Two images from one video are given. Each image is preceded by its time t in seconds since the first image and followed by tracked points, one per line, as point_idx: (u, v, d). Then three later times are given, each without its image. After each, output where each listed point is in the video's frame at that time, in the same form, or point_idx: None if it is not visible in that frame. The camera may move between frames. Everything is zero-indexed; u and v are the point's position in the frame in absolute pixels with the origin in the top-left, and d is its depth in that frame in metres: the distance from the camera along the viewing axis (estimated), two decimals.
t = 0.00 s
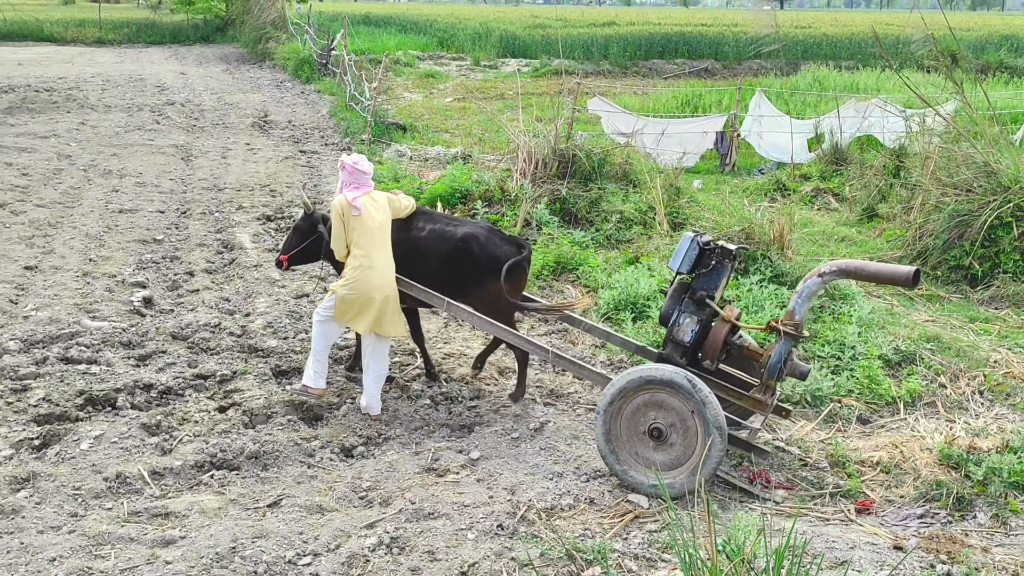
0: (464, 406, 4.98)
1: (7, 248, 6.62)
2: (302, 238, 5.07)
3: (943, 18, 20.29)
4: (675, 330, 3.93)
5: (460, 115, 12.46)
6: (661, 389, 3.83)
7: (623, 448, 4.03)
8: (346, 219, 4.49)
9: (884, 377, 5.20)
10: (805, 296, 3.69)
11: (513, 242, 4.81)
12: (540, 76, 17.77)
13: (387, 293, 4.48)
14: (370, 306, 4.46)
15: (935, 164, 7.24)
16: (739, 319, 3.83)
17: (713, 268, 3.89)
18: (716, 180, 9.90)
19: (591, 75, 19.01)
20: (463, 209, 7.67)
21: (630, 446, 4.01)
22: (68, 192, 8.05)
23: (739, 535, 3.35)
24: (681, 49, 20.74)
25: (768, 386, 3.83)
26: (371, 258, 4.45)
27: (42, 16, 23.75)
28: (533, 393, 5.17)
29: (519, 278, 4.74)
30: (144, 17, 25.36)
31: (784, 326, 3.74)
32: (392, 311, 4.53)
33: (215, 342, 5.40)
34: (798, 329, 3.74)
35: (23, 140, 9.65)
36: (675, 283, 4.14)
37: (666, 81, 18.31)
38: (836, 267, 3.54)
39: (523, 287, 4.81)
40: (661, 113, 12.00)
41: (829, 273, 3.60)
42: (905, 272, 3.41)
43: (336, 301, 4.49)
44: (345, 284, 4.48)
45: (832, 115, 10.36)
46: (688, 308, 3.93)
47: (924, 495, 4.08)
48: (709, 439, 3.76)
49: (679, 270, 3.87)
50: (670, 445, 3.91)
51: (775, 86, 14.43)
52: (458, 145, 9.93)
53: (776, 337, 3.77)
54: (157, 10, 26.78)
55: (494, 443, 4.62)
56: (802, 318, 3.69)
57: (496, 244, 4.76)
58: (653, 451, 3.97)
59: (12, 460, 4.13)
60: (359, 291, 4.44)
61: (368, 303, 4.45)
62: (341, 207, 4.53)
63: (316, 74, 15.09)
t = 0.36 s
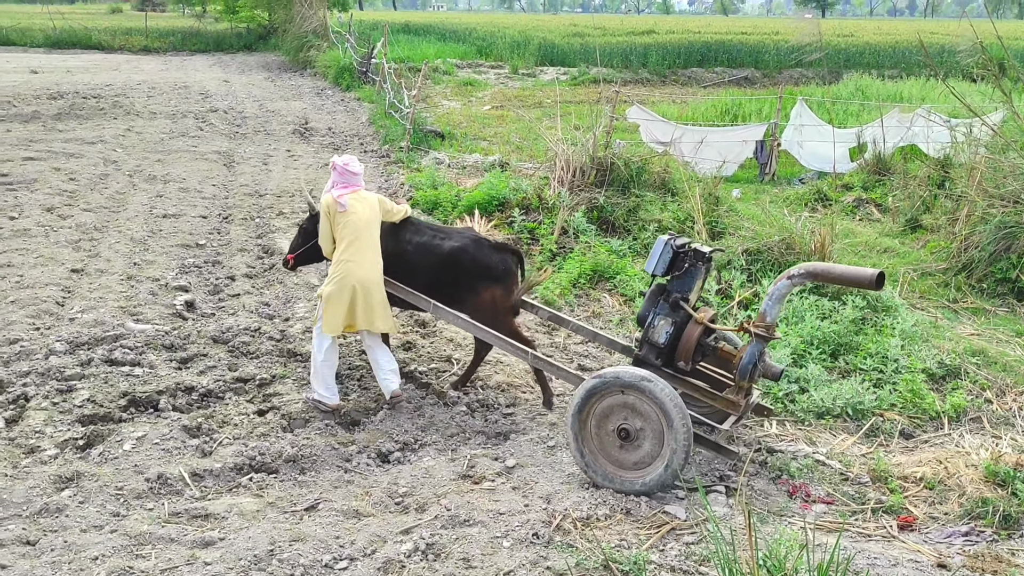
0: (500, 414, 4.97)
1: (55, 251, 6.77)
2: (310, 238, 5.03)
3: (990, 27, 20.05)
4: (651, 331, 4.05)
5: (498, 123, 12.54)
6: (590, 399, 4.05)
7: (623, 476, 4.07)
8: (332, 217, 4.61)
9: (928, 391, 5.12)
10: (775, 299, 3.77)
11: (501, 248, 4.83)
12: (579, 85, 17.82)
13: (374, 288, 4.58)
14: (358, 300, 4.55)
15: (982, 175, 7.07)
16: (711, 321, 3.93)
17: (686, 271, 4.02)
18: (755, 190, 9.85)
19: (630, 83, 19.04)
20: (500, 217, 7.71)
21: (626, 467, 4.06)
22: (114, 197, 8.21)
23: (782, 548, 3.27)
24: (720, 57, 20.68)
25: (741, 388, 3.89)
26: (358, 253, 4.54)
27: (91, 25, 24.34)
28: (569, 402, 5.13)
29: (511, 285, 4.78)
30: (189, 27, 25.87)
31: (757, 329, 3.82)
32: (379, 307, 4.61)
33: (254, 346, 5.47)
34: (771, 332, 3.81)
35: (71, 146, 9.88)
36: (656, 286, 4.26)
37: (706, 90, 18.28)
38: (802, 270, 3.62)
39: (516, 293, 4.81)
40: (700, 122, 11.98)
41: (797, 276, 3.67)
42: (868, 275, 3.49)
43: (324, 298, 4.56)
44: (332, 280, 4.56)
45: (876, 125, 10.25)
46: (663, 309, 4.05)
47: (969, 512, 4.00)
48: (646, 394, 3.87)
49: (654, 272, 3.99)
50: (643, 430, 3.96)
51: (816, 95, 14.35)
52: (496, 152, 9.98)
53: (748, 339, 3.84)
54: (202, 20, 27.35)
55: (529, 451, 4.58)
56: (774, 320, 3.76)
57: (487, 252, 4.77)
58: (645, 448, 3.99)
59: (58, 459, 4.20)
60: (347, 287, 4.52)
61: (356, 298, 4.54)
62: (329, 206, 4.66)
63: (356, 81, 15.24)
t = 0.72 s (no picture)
0: (521, 420, 4.94)
1: (83, 255, 6.86)
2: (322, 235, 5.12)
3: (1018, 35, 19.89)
4: (614, 330, 4.16)
5: (521, 129, 12.58)
6: (541, 439, 4.25)
7: (616, 456, 4.00)
8: (327, 218, 4.75)
9: (955, 403, 5.06)
10: (733, 300, 3.86)
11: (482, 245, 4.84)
12: (601, 91, 17.84)
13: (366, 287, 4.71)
14: (352, 298, 4.67)
15: (1009, 184, 7.00)
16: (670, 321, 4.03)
17: (647, 271, 4.09)
18: (779, 198, 9.81)
19: (654, 89, 19.06)
20: (523, 223, 7.74)
21: (611, 449, 4.02)
22: (141, 202, 8.31)
23: (806, 557, 3.22)
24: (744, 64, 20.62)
25: (701, 386, 4.02)
26: (353, 253, 4.67)
27: (120, 32, 24.69)
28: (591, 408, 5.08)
29: (484, 283, 4.82)
30: (216, 34, 26.16)
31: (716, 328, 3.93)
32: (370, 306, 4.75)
33: (278, 351, 5.51)
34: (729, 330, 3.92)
35: (99, 151, 10.01)
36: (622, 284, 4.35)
37: (729, 97, 18.25)
38: (755, 269, 3.70)
39: (487, 290, 4.88)
40: (723, 129, 11.96)
41: (750, 275, 3.75)
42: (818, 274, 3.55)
43: (325, 298, 4.69)
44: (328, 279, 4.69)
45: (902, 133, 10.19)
46: (625, 308, 4.15)
47: (997, 525, 3.92)
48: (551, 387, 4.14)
49: (618, 273, 4.07)
50: (581, 409, 4.08)
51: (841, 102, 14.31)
52: (519, 159, 10.01)
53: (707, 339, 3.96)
54: (228, 27, 27.67)
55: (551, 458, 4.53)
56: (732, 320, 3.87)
57: (464, 246, 4.82)
58: (599, 418, 4.01)
59: (83, 461, 4.24)
60: (342, 286, 4.65)
61: (351, 296, 4.66)
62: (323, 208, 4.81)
63: (380, 88, 15.34)
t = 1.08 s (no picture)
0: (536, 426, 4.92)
1: (103, 258, 6.92)
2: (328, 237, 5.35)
3: None
4: (585, 326, 4.32)
5: (537, 135, 12.61)
6: (532, 462, 4.27)
7: (576, 414, 4.00)
8: (313, 208, 5.06)
9: (974, 413, 5.02)
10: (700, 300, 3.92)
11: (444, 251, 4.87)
12: (617, 98, 17.85)
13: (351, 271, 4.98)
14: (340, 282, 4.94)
15: None
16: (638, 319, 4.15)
17: (618, 271, 4.22)
18: (795, 205, 9.79)
19: (671, 95, 19.09)
20: (539, 229, 7.75)
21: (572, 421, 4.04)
22: (160, 206, 8.38)
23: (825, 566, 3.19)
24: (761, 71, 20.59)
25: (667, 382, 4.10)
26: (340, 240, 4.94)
27: (140, 38, 24.95)
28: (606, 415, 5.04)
29: (446, 286, 4.83)
30: (234, 39, 26.36)
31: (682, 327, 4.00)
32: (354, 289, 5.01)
33: (295, 355, 5.53)
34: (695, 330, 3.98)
35: (119, 156, 10.10)
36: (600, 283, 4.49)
37: (746, 103, 18.22)
38: (715, 271, 3.73)
39: (451, 293, 4.89)
40: (740, 136, 11.96)
41: (712, 276, 3.78)
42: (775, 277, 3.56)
43: (314, 284, 4.95)
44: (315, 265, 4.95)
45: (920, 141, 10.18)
46: (597, 306, 4.29)
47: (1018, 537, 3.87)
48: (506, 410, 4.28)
49: (589, 271, 4.23)
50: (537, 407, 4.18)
51: (858, 109, 14.28)
52: (535, 165, 10.03)
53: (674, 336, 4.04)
54: (247, 33, 27.90)
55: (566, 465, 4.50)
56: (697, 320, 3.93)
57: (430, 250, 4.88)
58: (549, 400, 4.10)
59: (102, 463, 4.26)
60: (331, 272, 4.91)
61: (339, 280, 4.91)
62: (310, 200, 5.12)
63: (396, 93, 15.40)
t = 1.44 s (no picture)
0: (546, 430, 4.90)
1: (115, 260, 6.96)
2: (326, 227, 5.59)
3: None
4: (539, 321, 4.44)
5: (548, 139, 12.63)
6: (516, 449, 4.26)
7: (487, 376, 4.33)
8: (289, 208, 5.21)
9: (986, 419, 5.00)
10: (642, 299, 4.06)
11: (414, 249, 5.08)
12: (627, 101, 17.86)
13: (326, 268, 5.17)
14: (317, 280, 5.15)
15: None
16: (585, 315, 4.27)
17: (569, 268, 4.33)
18: (806, 209, 9.77)
19: (681, 99, 19.09)
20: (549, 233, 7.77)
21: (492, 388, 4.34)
22: (171, 209, 8.42)
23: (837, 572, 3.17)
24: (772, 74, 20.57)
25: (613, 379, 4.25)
26: (313, 241, 5.10)
27: (152, 41, 25.08)
28: (616, 419, 5.03)
29: (417, 281, 5.07)
30: (246, 43, 26.48)
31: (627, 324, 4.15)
32: (336, 283, 5.20)
33: (305, 359, 5.55)
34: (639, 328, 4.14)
35: (131, 159, 10.15)
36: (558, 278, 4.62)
37: (756, 106, 18.21)
38: (653, 272, 3.88)
39: (423, 288, 5.13)
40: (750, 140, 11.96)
41: (653, 278, 3.92)
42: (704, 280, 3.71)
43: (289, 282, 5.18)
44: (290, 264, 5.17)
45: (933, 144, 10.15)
46: (550, 301, 4.42)
47: None
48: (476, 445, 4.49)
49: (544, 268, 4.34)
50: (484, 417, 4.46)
51: (869, 113, 14.25)
52: (545, 169, 10.04)
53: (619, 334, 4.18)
54: (258, 37, 28.02)
55: (576, 470, 4.49)
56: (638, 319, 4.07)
57: (401, 247, 5.05)
58: (482, 398, 4.42)
59: (114, 465, 4.28)
60: (301, 272, 5.12)
61: (314, 279, 5.12)
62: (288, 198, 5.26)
63: (407, 97, 15.44)
